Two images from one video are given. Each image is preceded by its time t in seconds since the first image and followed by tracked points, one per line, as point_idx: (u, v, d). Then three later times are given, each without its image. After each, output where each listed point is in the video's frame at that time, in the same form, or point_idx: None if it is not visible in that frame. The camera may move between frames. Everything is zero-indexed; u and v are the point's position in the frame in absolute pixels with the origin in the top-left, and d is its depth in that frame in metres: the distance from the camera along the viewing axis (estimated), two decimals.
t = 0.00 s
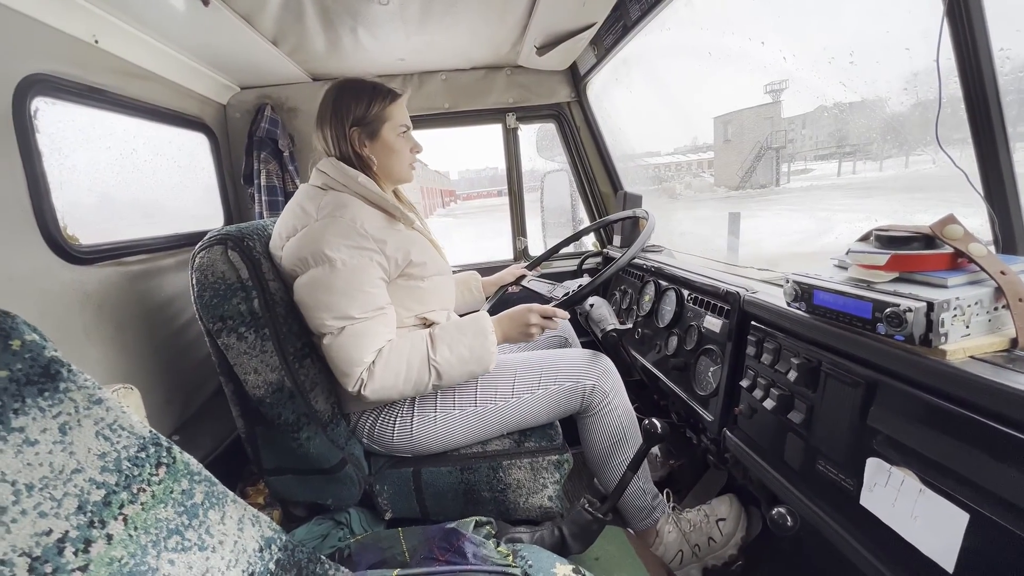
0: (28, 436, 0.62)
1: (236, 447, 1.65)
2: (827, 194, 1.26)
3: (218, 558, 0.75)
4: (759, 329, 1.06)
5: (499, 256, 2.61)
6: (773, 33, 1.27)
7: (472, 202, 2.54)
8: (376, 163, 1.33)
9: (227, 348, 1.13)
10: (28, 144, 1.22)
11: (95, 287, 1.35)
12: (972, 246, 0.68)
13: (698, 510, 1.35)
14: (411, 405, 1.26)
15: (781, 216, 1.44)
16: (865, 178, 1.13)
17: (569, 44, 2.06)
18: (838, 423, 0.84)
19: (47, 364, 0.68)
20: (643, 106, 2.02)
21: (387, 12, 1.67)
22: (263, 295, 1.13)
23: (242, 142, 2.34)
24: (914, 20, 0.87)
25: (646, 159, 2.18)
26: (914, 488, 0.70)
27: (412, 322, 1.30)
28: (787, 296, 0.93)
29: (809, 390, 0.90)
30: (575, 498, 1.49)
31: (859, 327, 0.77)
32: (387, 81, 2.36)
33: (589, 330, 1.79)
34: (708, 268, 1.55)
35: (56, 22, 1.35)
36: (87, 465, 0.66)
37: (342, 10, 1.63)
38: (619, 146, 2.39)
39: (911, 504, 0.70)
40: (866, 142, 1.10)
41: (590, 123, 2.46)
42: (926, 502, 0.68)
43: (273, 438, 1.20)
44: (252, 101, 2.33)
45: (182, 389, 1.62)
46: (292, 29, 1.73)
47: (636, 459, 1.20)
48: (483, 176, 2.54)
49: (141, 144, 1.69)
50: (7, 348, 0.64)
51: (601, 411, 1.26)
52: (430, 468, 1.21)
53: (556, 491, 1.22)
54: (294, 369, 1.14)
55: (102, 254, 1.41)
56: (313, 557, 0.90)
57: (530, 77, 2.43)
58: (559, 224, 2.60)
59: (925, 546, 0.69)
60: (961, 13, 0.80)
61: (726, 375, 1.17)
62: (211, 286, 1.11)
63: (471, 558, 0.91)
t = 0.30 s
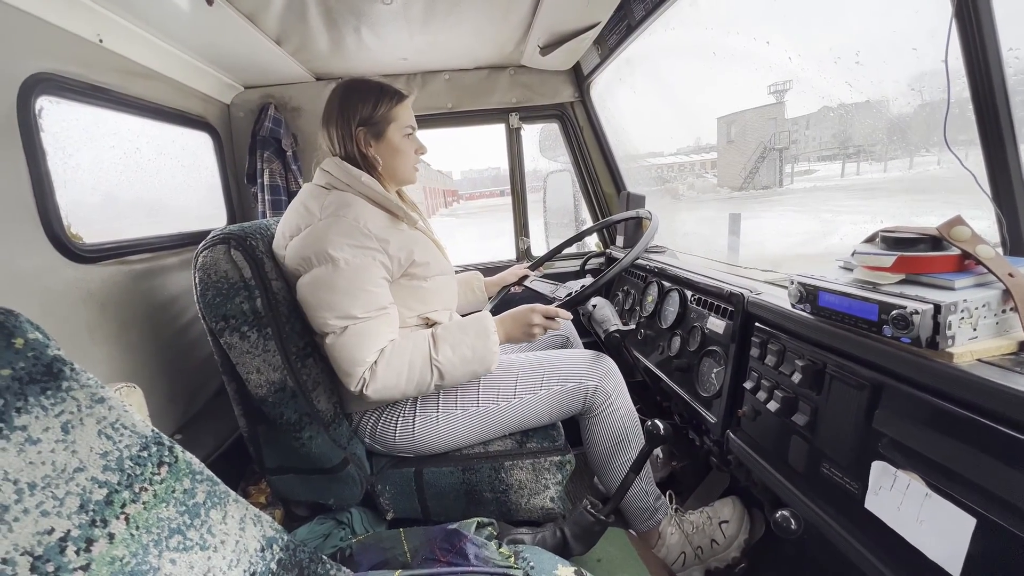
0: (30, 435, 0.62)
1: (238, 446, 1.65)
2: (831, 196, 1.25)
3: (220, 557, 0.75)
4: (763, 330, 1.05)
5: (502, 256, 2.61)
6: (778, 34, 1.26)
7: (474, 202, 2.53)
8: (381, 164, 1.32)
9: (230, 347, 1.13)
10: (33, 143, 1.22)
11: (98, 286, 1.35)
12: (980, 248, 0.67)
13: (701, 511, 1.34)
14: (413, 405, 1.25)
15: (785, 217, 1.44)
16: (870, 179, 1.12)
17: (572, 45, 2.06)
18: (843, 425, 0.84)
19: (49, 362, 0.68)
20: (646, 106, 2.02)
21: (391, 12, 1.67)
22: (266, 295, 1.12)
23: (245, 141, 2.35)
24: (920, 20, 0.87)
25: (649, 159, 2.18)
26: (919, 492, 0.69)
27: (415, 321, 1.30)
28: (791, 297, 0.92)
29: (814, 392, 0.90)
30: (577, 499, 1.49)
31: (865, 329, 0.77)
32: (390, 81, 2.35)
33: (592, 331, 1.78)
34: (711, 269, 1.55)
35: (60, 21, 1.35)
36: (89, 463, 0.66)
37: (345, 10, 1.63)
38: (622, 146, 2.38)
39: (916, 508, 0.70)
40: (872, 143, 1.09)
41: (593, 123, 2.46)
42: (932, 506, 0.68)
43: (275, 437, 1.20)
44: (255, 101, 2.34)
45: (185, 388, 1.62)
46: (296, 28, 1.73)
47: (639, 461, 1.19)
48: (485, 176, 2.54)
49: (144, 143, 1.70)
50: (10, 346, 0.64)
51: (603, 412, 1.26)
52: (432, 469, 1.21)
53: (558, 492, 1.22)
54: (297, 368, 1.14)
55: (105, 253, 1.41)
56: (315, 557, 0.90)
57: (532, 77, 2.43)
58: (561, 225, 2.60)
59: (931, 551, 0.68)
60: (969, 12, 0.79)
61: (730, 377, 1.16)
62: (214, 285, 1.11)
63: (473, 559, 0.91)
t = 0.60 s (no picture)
0: (36, 432, 0.62)
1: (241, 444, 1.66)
2: (834, 197, 1.25)
3: (223, 554, 0.76)
4: (765, 331, 1.05)
5: (504, 256, 2.61)
6: (782, 34, 1.26)
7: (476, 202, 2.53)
8: (394, 164, 1.33)
9: (233, 346, 1.13)
10: (38, 142, 1.23)
11: (102, 284, 1.36)
12: (983, 249, 0.67)
13: (703, 512, 1.34)
14: (415, 405, 1.25)
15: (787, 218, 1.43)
16: (873, 181, 1.12)
17: (575, 45, 2.06)
18: (844, 427, 0.84)
19: (54, 360, 0.68)
20: (649, 107, 2.02)
21: (395, 12, 1.67)
22: (269, 293, 1.13)
23: (249, 140, 2.35)
24: (924, 21, 0.87)
25: (652, 160, 2.17)
26: (922, 494, 0.69)
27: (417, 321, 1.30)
28: (794, 298, 0.92)
29: (815, 393, 0.90)
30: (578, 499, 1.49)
31: (868, 330, 0.76)
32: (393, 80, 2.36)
33: (595, 331, 1.78)
34: (713, 269, 1.55)
35: (66, 21, 1.36)
36: (93, 460, 0.67)
37: (350, 9, 1.64)
38: (624, 146, 2.38)
39: (918, 510, 0.70)
40: (875, 145, 1.09)
41: (596, 123, 2.46)
42: (934, 508, 0.67)
43: (277, 436, 1.20)
44: (259, 100, 2.34)
45: (187, 386, 1.63)
46: (300, 27, 1.74)
47: (640, 461, 1.19)
48: (488, 175, 2.54)
49: (148, 142, 1.70)
50: (16, 343, 0.65)
51: (605, 413, 1.26)
52: (433, 468, 1.21)
53: (559, 492, 1.22)
54: (299, 366, 1.14)
55: (110, 251, 1.42)
56: (316, 555, 0.90)
57: (535, 77, 2.43)
58: (564, 225, 2.60)
59: (932, 553, 0.69)
60: (974, 14, 0.79)
61: (732, 378, 1.16)
62: (218, 283, 1.12)
63: (474, 558, 0.91)
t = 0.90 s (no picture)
0: (33, 431, 0.62)
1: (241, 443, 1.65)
2: (838, 197, 1.24)
3: (221, 555, 0.75)
4: (768, 332, 1.05)
5: (505, 255, 2.60)
6: (786, 32, 1.25)
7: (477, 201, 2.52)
8: (394, 163, 1.32)
9: (233, 344, 1.13)
10: (39, 139, 1.22)
11: (103, 283, 1.36)
12: (990, 251, 0.67)
13: (705, 513, 1.33)
14: (414, 404, 1.25)
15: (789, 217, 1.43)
16: (877, 181, 1.11)
17: (577, 43, 2.06)
18: (848, 429, 0.83)
19: (52, 359, 0.68)
20: (651, 106, 2.01)
21: (397, 10, 1.67)
22: (269, 292, 1.12)
23: (250, 138, 2.35)
24: (930, 18, 0.86)
25: (654, 159, 2.16)
26: (926, 497, 0.69)
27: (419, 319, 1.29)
28: (797, 298, 0.92)
29: (819, 395, 0.89)
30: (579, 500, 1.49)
31: (871, 332, 0.76)
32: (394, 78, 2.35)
33: (595, 331, 1.78)
34: (715, 269, 1.54)
35: (67, 19, 1.35)
36: (91, 460, 0.66)
37: (351, 7, 1.63)
38: (626, 145, 2.37)
39: (922, 513, 0.69)
40: (878, 145, 1.08)
41: (598, 122, 2.45)
42: (939, 512, 0.67)
43: (276, 435, 1.20)
44: (261, 98, 2.33)
45: (187, 385, 1.63)
46: (301, 25, 1.73)
47: (641, 461, 1.18)
48: (489, 174, 2.53)
49: (149, 140, 1.70)
50: (12, 342, 0.65)
51: (606, 414, 1.25)
52: (433, 468, 1.21)
53: (559, 492, 1.21)
54: (300, 366, 1.14)
55: (110, 249, 1.41)
56: (315, 555, 0.89)
57: (537, 75, 2.42)
58: (566, 224, 2.59)
59: (935, 556, 0.68)
60: (980, 11, 0.78)
61: (734, 379, 1.15)
62: (217, 282, 1.11)
63: (475, 559, 0.90)
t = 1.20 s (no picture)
0: (75, 412, 0.63)
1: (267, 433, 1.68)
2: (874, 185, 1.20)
3: (254, 538, 0.75)
4: (802, 323, 1.02)
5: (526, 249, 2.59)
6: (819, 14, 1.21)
7: (493, 195, 2.45)
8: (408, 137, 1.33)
9: (262, 334, 1.14)
10: (74, 131, 1.25)
11: (135, 274, 1.39)
12: None
13: (733, 510, 1.32)
14: (434, 393, 1.24)
15: (826, 210, 1.34)
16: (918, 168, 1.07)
17: (600, 32, 2.03)
18: (890, 423, 0.80)
19: (92, 343, 0.69)
20: (675, 95, 1.98)
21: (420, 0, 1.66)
22: (296, 282, 1.13)
23: (273, 132, 2.37)
24: None
25: (676, 154, 2.15)
26: (977, 493, 0.66)
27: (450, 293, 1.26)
28: (835, 288, 0.89)
29: (858, 388, 0.86)
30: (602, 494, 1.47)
31: (917, 320, 0.73)
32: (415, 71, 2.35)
33: (618, 324, 1.76)
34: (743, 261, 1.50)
35: (101, 14, 1.38)
36: (130, 442, 0.67)
37: None
38: (649, 136, 2.34)
39: (974, 508, 0.66)
40: (901, 138, 1.08)
41: (620, 113, 2.42)
42: (992, 508, 0.64)
43: (303, 424, 1.21)
44: (284, 92, 2.36)
45: (215, 376, 1.66)
46: (326, 17, 1.74)
47: (667, 456, 1.16)
48: (506, 170, 2.51)
49: (177, 133, 1.73)
50: (54, 325, 0.66)
51: (624, 409, 1.23)
52: (456, 459, 1.20)
53: (584, 485, 1.20)
54: (326, 356, 1.15)
55: (141, 240, 1.44)
56: (343, 542, 0.90)
57: (559, 66, 2.40)
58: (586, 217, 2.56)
59: (989, 553, 0.65)
60: None
61: (765, 372, 1.13)
62: (246, 272, 1.13)
63: (504, 548, 0.90)
